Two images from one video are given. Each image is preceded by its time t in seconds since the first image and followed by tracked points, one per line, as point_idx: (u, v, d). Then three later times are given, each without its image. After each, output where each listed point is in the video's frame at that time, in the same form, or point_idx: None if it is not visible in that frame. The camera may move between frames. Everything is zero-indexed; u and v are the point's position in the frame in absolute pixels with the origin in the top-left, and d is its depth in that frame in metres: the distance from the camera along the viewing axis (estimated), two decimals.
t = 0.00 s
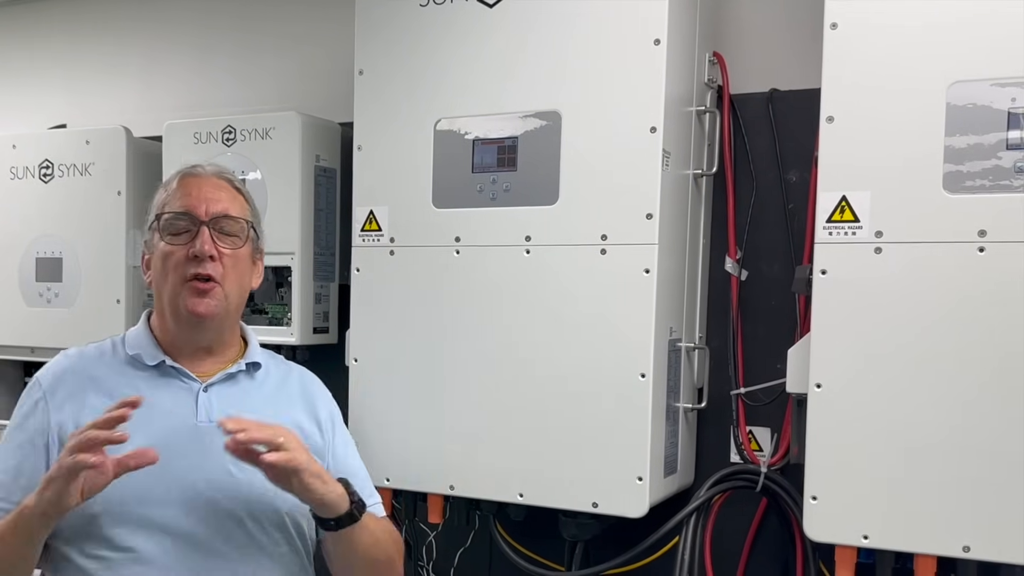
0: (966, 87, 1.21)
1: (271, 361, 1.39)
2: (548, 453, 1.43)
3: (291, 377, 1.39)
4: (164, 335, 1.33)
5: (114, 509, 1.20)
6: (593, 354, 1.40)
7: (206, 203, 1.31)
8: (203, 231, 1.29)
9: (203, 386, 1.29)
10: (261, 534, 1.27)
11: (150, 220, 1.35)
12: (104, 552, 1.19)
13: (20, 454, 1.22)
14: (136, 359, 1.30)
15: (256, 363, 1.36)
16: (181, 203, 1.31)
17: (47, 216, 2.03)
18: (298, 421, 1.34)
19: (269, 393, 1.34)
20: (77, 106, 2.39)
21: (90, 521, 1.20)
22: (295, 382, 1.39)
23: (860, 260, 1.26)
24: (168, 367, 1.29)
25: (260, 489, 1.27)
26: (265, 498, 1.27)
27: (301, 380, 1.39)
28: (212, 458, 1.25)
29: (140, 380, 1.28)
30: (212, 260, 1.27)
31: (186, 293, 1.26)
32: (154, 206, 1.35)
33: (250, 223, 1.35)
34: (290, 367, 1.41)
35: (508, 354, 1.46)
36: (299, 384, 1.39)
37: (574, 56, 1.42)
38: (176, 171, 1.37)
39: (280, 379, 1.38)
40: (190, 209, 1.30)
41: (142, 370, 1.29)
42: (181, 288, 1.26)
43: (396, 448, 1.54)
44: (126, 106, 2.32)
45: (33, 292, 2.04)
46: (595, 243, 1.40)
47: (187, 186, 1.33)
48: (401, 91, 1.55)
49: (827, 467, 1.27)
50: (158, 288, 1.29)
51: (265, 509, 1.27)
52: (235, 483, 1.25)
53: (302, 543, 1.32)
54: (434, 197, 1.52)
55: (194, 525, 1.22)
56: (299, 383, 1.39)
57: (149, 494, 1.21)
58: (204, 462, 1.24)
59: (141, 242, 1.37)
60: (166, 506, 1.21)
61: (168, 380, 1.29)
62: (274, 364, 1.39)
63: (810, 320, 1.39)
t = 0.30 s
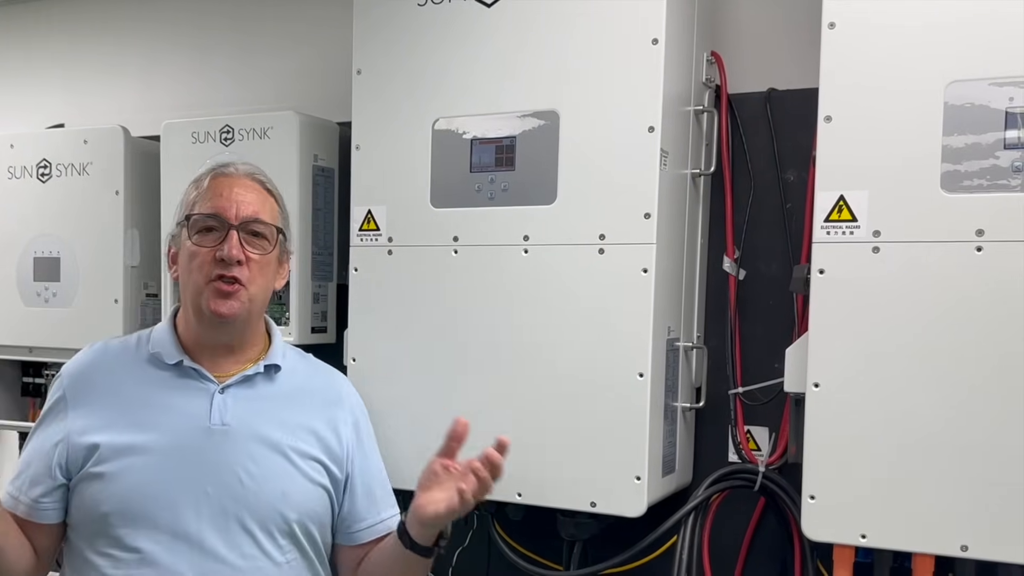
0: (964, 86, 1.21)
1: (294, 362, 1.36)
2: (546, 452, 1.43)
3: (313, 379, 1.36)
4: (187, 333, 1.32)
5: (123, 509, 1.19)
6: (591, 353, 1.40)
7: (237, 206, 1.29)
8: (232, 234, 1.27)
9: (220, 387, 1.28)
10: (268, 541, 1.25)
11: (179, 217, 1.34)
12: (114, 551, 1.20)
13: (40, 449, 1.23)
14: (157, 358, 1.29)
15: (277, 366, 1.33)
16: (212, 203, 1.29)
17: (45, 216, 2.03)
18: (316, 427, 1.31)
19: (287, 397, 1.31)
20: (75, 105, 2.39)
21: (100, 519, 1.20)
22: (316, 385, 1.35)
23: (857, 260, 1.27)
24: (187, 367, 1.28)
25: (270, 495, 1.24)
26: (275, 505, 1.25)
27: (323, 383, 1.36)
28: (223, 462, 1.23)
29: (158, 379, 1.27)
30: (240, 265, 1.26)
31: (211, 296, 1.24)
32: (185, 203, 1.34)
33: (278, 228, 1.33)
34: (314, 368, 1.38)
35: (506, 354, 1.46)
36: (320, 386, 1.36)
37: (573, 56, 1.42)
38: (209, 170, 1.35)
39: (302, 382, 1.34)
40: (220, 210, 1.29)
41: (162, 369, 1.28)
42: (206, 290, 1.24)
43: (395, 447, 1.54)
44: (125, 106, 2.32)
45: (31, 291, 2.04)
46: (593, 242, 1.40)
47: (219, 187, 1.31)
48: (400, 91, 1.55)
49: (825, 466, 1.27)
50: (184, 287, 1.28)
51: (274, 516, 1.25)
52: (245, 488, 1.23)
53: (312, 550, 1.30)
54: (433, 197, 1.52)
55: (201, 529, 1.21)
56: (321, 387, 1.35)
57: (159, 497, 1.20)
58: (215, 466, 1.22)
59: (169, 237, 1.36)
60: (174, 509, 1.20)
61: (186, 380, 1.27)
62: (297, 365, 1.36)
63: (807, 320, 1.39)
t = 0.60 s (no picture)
0: (960, 85, 1.21)
1: (309, 369, 1.36)
2: (543, 451, 1.43)
3: (326, 388, 1.35)
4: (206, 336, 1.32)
5: (132, 507, 1.19)
6: (589, 352, 1.40)
7: (254, 210, 1.28)
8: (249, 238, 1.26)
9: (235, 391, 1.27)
10: (272, 546, 1.24)
11: (196, 219, 1.33)
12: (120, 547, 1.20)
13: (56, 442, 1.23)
14: (176, 356, 1.29)
15: (292, 372, 1.32)
16: (228, 206, 1.28)
17: (41, 215, 2.02)
18: (327, 437, 1.31)
19: (300, 405, 1.31)
20: (71, 104, 2.39)
21: (108, 515, 1.21)
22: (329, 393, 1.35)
23: (855, 258, 1.26)
24: (205, 368, 1.28)
25: (278, 502, 1.24)
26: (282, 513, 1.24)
27: (336, 391, 1.36)
28: (233, 467, 1.22)
29: (175, 379, 1.27)
30: (257, 269, 1.25)
31: (230, 301, 1.24)
32: (201, 206, 1.33)
33: (294, 231, 1.32)
34: (329, 376, 1.37)
35: (503, 352, 1.46)
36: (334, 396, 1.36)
37: (570, 55, 1.42)
38: (224, 172, 1.34)
39: (317, 390, 1.34)
40: (236, 214, 1.27)
41: (180, 369, 1.28)
42: (225, 296, 1.24)
43: (393, 447, 1.54)
44: (121, 105, 2.31)
45: (28, 291, 2.04)
46: (591, 241, 1.40)
47: (235, 190, 1.30)
48: (397, 90, 1.54)
49: (822, 465, 1.27)
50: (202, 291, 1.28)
51: (280, 523, 1.24)
52: (252, 494, 1.23)
53: (315, 558, 1.30)
54: (430, 196, 1.52)
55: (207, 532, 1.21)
56: (335, 395, 1.35)
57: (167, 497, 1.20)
58: (225, 470, 1.22)
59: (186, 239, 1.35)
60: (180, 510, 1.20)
61: (202, 382, 1.27)
62: (312, 373, 1.36)
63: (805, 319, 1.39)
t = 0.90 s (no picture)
0: (959, 84, 1.21)
1: (282, 366, 1.38)
2: (541, 451, 1.42)
3: (300, 383, 1.38)
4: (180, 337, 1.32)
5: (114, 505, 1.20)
6: (587, 352, 1.40)
7: (234, 215, 1.29)
8: (229, 242, 1.27)
9: (211, 387, 1.28)
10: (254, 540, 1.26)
11: (173, 222, 1.33)
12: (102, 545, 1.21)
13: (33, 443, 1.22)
14: (149, 356, 1.29)
15: (267, 369, 1.34)
16: (208, 210, 1.29)
17: (39, 216, 2.02)
18: (304, 431, 1.33)
19: (276, 400, 1.33)
20: (69, 103, 2.38)
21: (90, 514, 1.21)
22: (304, 388, 1.37)
23: (853, 257, 1.26)
24: (180, 367, 1.29)
25: (259, 497, 1.26)
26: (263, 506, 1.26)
27: (309, 387, 1.38)
28: (213, 462, 1.24)
29: (151, 378, 1.27)
30: (236, 273, 1.26)
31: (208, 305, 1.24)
32: (179, 208, 1.33)
33: (273, 236, 1.33)
34: (300, 372, 1.39)
35: (500, 351, 1.46)
36: (309, 391, 1.38)
37: (568, 54, 1.42)
38: (203, 175, 1.34)
39: (291, 386, 1.36)
40: (216, 218, 1.28)
41: (155, 367, 1.28)
42: (204, 298, 1.24)
43: (390, 446, 1.54)
44: (119, 104, 2.31)
45: (26, 291, 2.04)
46: (589, 241, 1.40)
47: (214, 194, 1.31)
48: (395, 89, 1.54)
49: (820, 464, 1.27)
50: (179, 293, 1.28)
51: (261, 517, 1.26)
52: (234, 489, 1.24)
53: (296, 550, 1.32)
54: (428, 196, 1.52)
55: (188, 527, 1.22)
56: (308, 391, 1.38)
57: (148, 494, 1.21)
58: (206, 466, 1.23)
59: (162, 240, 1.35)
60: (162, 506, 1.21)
61: (179, 380, 1.28)
62: (285, 370, 1.38)
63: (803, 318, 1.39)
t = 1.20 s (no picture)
0: (956, 85, 1.21)
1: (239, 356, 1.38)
2: (539, 451, 1.43)
3: (258, 372, 1.38)
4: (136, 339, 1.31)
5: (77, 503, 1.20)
6: (584, 352, 1.40)
7: (190, 216, 1.29)
8: (187, 244, 1.28)
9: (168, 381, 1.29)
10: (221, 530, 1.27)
11: (127, 223, 1.32)
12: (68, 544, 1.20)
13: None
14: (104, 354, 1.28)
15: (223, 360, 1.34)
16: (163, 212, 1.29)
17: (38, 216, 2.02)
18: (265, 419, 1.34)
19: (236, 390, 1.33)
20: (69, 104, 2.39)
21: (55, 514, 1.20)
22: (262, 377, 1.38)
23: (851, 258, 1.27)
24: (136, 364, 1.28)
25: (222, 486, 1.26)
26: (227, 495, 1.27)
27: (267, 375, 1.38)
28: (175, 455, 1.24)
29: (107, 376, 1.27)
30: (194, 274, 1.27)
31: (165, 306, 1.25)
32: (133, 209, 1.32)
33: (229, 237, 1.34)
34: (258, 361, 1.40)
35: (498, 351, 1.46)
36: (268, 380, 1.38)
37: (566, 55, 1.42)
38: (157, 176, 1.34)
39: (250, 375, 1.36)
40: (172, 220, 1.28)
41: (110, 366, 1.28)
42: (162, 299, 1.25)
43: (388, 446, 1.54)
44: (118, 105, 2.31)
45: (24, 292, 2.04)
46: (586, 242, 1.40)
47: (169, 195, 1.31)
48: (393, 90, 1.54)
49: (818, 465, 1.27)
50: (135, 295, 1.28)
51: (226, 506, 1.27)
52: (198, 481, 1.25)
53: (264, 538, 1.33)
54: (426, 196, 1.52)
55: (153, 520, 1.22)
56: (267, 380, 1.38)
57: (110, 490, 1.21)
58: (167, 459, 1.24)
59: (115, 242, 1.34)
60: (125, 501, 1.21)
61: (135, 376, 1.28)
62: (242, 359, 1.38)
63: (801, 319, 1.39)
